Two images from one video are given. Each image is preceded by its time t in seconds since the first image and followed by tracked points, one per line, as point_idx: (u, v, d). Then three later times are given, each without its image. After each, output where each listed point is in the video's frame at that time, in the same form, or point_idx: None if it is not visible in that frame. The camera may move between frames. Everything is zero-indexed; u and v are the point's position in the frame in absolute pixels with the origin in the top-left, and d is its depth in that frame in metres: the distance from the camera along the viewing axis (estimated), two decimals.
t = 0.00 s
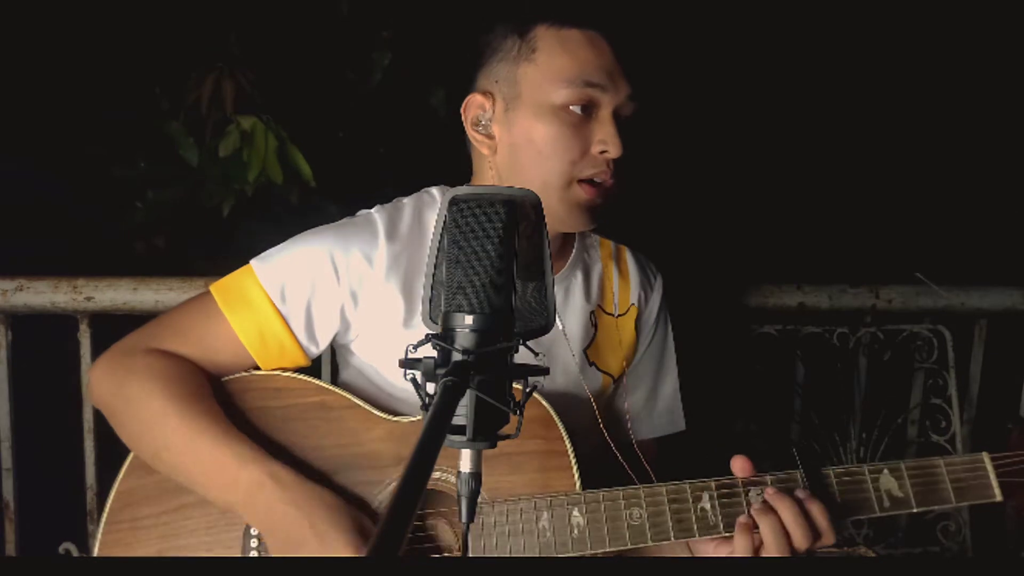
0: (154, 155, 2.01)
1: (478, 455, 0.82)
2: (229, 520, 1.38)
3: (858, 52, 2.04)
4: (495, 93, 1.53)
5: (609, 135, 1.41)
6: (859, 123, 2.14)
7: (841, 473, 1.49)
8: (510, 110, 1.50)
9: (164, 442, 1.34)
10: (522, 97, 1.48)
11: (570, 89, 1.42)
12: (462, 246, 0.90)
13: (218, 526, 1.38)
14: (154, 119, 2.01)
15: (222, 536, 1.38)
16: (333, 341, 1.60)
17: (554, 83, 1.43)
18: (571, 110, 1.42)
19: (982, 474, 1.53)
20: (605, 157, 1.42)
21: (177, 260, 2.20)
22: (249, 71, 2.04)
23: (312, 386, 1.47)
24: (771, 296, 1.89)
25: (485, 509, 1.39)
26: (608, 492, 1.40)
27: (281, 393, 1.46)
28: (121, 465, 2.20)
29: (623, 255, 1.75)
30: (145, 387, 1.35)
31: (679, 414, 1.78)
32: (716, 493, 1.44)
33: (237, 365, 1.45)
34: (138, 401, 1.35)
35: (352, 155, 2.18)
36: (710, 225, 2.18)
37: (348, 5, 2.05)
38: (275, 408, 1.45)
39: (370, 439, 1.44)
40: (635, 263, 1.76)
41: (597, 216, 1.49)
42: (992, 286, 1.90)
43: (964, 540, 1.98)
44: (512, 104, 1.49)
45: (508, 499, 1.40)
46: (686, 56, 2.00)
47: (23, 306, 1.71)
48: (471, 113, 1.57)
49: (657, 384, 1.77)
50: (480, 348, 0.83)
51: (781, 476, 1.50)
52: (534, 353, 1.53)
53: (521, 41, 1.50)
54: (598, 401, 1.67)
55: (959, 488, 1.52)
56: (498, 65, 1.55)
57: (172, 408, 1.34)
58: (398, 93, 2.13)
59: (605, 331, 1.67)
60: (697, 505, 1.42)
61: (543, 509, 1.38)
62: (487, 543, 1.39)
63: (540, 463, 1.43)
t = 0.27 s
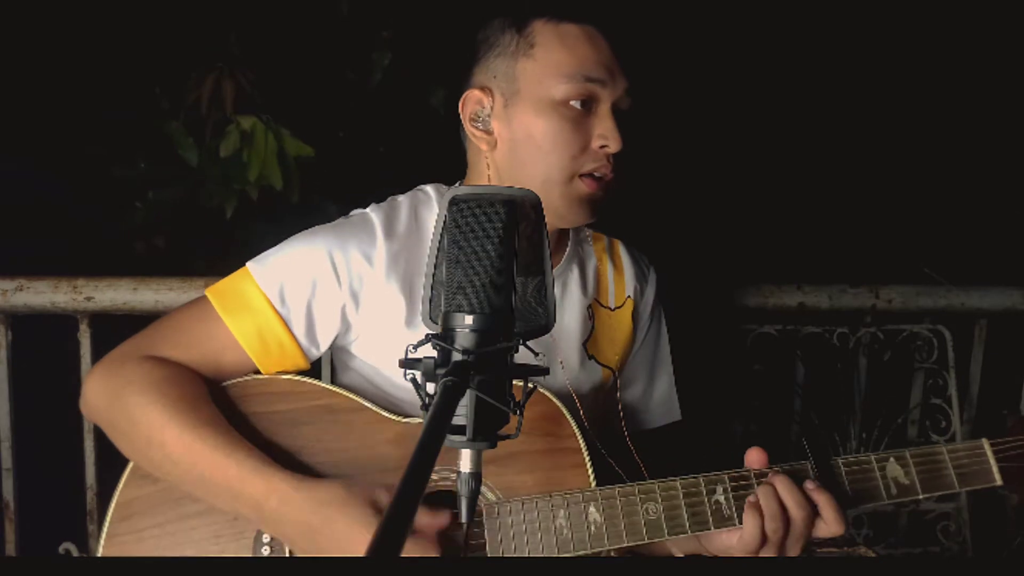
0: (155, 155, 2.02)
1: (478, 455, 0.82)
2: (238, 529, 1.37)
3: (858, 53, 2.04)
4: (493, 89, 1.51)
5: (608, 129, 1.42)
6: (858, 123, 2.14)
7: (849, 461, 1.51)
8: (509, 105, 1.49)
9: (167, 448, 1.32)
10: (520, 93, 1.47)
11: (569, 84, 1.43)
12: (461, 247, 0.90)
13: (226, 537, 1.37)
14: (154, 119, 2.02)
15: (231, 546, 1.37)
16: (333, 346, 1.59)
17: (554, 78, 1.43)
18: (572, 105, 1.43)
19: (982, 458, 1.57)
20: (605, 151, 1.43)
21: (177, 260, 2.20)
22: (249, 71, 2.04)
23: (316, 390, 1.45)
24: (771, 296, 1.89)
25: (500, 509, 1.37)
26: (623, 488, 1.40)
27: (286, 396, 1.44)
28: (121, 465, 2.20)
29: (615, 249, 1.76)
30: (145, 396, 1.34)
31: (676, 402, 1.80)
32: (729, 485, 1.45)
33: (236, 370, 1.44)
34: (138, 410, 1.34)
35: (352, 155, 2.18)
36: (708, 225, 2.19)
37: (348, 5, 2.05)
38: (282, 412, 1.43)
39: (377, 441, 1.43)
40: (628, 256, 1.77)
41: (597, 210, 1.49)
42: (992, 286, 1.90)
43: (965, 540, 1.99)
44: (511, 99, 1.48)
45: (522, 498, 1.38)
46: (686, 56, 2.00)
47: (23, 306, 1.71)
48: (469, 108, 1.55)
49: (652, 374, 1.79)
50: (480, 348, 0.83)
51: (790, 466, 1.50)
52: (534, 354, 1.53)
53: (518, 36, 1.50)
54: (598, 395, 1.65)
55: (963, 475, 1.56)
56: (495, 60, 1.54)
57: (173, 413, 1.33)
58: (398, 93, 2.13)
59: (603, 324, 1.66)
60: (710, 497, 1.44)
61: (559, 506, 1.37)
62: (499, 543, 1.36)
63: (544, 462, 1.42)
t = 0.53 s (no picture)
0: (155, 155, 2.06)
1: (478, 455, 0.82)
2: (237, 527, 1.37)
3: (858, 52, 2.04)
4: (491, 87, 1.52)
5: (606, 129, 1.42)
6: (858, 124, 2.14)
7: (847, 453, 1.51)
8: (507, 103, 1.49)
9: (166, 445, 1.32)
10: (518, 91, 1.47)
11: (568, 82, 1.43)
12: (462, 246, 0.90)
13: (225, 534, 1.36)
14: (154, 119, 2.04)
15: (230, 544, 1.36)
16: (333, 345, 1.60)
17: (552, 77, 1.43)
18: (570, 103, 1.43)
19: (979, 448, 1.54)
20: (603, 150, 1.43)
21: (176, 260, 2.20)
22: (249, 70, 2.04)
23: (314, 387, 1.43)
24: (771, 296, 1.90)
25: (500, 504, 1.37)
26: (622, 482, 1.40)
27: (287, 394, 1.42)
28: (121, 466, 2.20)
29: (613, 245, 1.77)
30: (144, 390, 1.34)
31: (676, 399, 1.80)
32: (728, 479, 1.45)
33: (236, 367, 1.44)
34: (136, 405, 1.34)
35: (352, 155, 2.18)
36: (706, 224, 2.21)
37: (348, 5, 2.05)
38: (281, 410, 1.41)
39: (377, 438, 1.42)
40: (625, 252, 1.78)
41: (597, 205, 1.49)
42: (991, 286, 1.90)
43: (965, 540, 1.99)
44: (509, 97, 1.49)
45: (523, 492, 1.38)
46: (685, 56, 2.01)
47: (23, 306, 1.71)
48: (467, 105, 1.56)
49: (652, 370, 1.79)
50: (480, 348, 0.83)
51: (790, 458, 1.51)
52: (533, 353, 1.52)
53: (516, 34, 1.50)
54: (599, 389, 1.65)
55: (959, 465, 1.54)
56: (493, 58, 1.55)
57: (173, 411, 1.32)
58: (398, 93, 2.13)
59: (601, 320, 1.67)
60: (709, 490, 1.44)
61: (559, 501, 1.37)
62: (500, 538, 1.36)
63: (544, 460, 1.42)
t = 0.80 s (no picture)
0: (154, 155, 2.06)
1: (478, 455, 0.82)
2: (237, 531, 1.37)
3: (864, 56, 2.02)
4: (502, 96, 1.51)
5: (615, 145, 1.42)
6: (858, 125, 2.15)
7: (845, 459, 1.51)
8: (518, 114, 1.49)
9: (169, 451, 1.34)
10: (530, 103, 1.47)
11: (579, 98, 1.42)
12: (462, 247, 0.90)
13: (223, 540, 1.36)
14: (154, 119, 2.04)
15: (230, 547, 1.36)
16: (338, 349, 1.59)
17: (564, 91, 1.43)
18: (581, 119, 1.42)
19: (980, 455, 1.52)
20: (611, 166, 1.43)
21: (177, 260, 2.20)
22: (249, 71, 2.04)
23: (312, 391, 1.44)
24: (771, 296, 1.89)
25: (494, 510, 1.39)
26: (617, 488, 1.40)
27: (285, 400, 1.43)
28: (121, 465, 2.20)
29: (620, 253, 1.75)
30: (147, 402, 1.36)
31: (678, 410, 1.80)
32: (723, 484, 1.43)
33: (237, 376, 1.44)
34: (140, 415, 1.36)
35: (352, 155, 2.18)
36: (700, 225, 2.27)
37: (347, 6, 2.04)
38: (276, 416, 1.43)
39: (374, 443, 1.43)
40: (632, 260, 1.76)
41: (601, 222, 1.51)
42: (992, 286, 1.90)
43: (964, 540, 1.98)
44: (520, 108, 1.48)
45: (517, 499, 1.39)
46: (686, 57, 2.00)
47: (22, 306, 1.71)
48: (477, 113, 1.55)
49: (657, 381, 1.78)
50: (480, 348, 0.83)
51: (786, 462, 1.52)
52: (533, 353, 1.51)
53: (530, 44, 1.49)
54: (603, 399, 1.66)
55: (959, 471, 1.52)
56: (506, 67, 1.53)
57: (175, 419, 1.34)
58: (398, 93, 2.14)
59: (606, 330, 1.67)
60: (705, 496, 1.42)
61: (554, 507, 1.39)
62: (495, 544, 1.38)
63: (543, 463, 1.42)
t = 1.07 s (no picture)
0: (155, 155, 2.03)
1: (478, 455, 0.82)
2: (239, 516, 1.37)
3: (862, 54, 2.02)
4: (509, 98, 1.51)
5: (620, 156, 1.41)
6: (858, 121, 2.15)
7: (851, 463, 1.50)
8: (524, 119, 1.48)
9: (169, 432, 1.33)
10: (537, 108, 1.46)
11: (586, 108, 1.41)
12: (461, 247, 0.90)
13: (227, 523, 1.36)
14: (154, 119, 2.02)
15: (232, 533, 1.36)
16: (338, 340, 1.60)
17: (571, 99, 1.42)
18: (587, 129, 1.42)
19: (988, 465, 1.56)
20: (614, 177, 1.43)
21: (176, 260, 2.20)
22: (249, 71, 2.04)
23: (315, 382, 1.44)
24: (771, 296, 1.89)
25: (495, 502, 1.37)
26: (620, 484, 1.40)
27: (290, 387, 1.44)
28: (122, 465, 2.20)
29: (623, 249, 1.75)
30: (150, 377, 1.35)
31: (683, 406, 1.79)
32: (727, 484, 1.44)
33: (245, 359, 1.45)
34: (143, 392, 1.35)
35: (352, 155, 2.18)
36: (707, 224, 2.22)
37: (348, 5, 2.06)
38: (278, 403, 1.43)
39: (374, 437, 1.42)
40: (636, 257, 1.76)
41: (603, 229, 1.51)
42: (992, 286, 1.90)
43: (965, 540, 1.99)
44: (527, 113, 1.48)
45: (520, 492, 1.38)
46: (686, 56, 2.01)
47: (22, 306, 1.71)
48: (484, 113, 1.55)
49: (660, 378, 1.78)
50: (480, 348, 0.83)
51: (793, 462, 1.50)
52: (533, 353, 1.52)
53: (541, 47, 1.48)
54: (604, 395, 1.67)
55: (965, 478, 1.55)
56: (515, 69, 1.53)
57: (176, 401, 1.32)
58: (398, 93, 2.13)
59: (607, 326, 1.67)
60: (708, 496, 1.43)
61: (555, 501, 1.37)
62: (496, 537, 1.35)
63: (543, 458, 1.42)
